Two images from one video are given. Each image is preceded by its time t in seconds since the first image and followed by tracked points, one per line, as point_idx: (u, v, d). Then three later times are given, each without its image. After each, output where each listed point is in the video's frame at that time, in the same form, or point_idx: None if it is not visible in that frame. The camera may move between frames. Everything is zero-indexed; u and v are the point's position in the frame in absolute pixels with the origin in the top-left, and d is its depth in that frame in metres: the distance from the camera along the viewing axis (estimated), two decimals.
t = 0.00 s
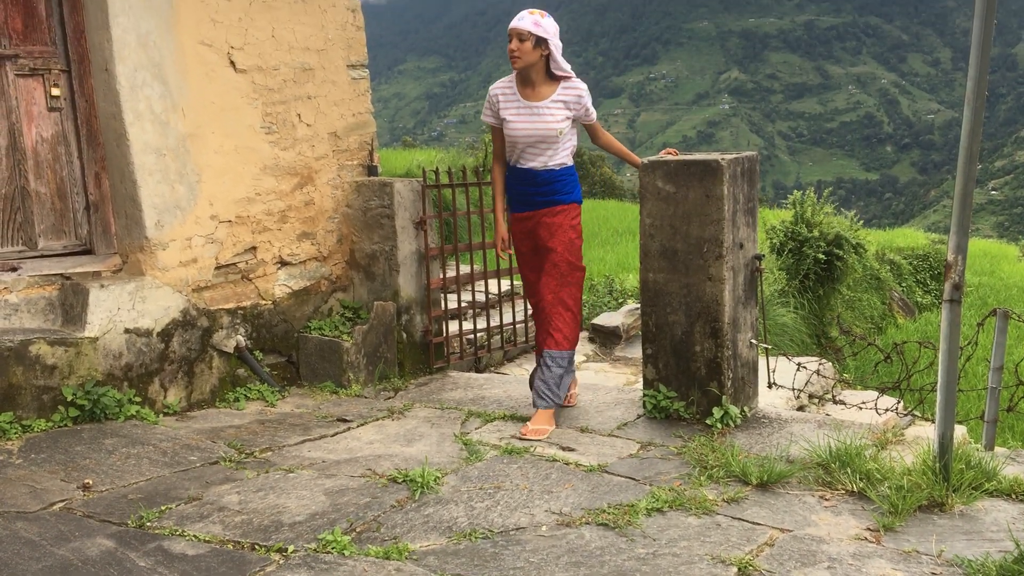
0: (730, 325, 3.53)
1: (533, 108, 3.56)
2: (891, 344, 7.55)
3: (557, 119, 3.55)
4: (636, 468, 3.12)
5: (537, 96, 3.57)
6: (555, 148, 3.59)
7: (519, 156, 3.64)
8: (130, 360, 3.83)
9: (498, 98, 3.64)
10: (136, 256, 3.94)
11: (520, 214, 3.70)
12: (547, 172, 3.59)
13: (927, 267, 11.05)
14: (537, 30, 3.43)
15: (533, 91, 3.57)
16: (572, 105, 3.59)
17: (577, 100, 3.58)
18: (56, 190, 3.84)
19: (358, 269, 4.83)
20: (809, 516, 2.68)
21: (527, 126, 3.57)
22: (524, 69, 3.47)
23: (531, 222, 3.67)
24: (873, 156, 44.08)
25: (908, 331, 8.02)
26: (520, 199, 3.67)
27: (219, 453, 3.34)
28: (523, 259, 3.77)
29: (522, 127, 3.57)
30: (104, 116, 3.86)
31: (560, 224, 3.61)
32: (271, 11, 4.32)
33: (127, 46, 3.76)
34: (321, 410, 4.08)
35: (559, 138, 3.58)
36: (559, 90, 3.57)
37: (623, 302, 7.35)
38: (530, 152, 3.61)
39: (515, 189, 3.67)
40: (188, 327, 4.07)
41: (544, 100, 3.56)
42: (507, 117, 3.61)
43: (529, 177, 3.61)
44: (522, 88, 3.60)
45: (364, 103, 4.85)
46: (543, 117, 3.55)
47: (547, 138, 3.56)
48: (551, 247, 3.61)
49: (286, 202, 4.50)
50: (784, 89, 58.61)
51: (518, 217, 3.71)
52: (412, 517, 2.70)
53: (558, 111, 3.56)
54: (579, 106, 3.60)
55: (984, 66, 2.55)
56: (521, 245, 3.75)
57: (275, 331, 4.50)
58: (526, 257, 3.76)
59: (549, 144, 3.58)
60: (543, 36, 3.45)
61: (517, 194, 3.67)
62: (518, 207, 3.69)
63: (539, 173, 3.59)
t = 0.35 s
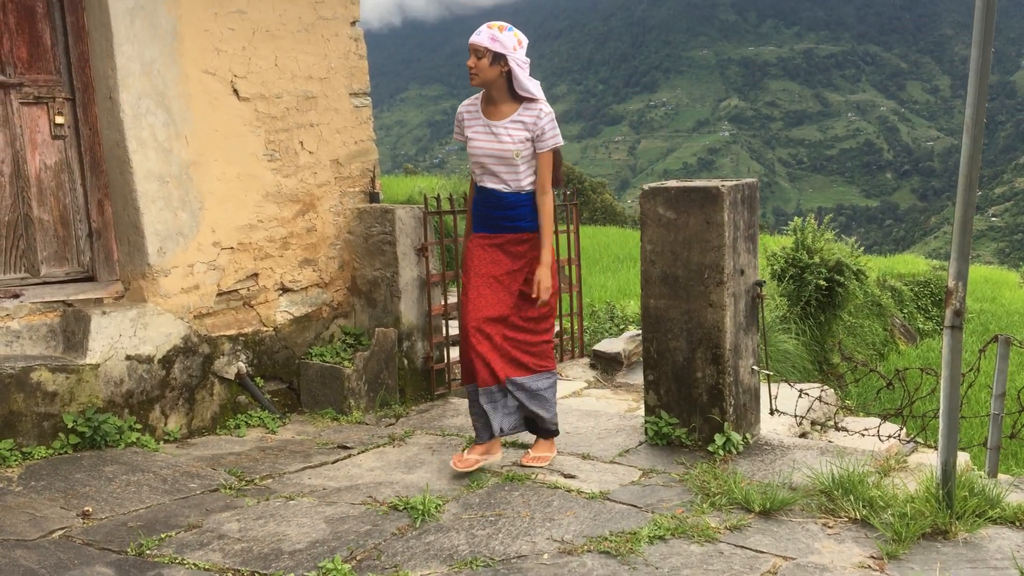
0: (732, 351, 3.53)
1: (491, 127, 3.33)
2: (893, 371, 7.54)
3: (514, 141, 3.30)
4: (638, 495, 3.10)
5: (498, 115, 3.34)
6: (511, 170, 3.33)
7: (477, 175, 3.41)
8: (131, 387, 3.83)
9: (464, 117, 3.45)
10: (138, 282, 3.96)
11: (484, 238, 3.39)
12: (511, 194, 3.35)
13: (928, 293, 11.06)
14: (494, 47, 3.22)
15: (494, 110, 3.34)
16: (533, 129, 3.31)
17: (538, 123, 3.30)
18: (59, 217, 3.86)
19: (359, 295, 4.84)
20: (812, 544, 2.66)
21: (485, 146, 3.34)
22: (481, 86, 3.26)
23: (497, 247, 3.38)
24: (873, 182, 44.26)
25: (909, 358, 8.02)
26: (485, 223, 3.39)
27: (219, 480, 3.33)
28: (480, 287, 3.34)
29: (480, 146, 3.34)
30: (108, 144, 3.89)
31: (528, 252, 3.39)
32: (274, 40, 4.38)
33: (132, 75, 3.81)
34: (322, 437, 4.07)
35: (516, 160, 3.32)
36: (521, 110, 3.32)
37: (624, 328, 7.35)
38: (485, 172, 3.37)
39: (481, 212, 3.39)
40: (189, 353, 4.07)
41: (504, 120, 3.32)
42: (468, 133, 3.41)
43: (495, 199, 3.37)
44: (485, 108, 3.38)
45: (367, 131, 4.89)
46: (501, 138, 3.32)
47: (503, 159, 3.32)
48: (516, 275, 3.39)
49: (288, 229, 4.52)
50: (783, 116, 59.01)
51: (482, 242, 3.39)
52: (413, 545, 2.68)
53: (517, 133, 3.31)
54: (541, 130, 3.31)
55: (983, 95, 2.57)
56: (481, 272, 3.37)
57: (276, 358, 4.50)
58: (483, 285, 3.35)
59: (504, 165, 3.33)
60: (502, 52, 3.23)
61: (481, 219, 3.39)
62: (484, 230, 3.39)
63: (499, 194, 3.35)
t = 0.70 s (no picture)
0: (733, 375, 3.53)
1: (426, 152, 3.04)
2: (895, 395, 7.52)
3: (446, 160, 3.01)
4: (640, 521, 3.09)
5: (430, 136, 3.05)
6: (449, 192, 3.03)
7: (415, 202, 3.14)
8: (131, 412, 3.83)
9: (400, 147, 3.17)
10: (139, 307, 3.97)
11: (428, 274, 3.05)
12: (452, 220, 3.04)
13: (930, 318, 11.06)
14: (428, 65, 2.95)
15: (428, 132, 3.05)
16: (464, 143, 3.01)
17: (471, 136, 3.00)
18: (61, 242, 3.88)
19: (360, 320, 4.85)
20: (815, 570, 2.64)
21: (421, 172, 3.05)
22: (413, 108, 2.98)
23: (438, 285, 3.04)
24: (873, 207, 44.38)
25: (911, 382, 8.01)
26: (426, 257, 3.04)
27: (219, 505, 3.32)
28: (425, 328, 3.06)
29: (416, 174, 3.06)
30: (111, 169, 3.92)
31: (476, 290, 3.03)
32: (277, 66, 4.42)
33: (135, 101, 3.85)
34: (323, 462, 4.06)
35: (452, 181, 3.02)
36: (452, 127, 3.03)
37: (625, 352, 7.35)
38: (423, 199, 3.08)
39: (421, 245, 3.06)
40: (190, 378, 4.07)
41: (436, 140, 3.04)
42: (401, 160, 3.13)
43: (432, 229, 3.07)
44: (418, 133, 3.09)
45: (369, 156, 4.92)
46: (436, 160, 3.02)
47: (441, 183, 3.02)
48: (462, 315, 3.03)
49: (289, 253, 4.53)
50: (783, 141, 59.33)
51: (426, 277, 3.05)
52: (414, 572, 2.67)
53: (449, 152, 3.01)
54: (471, 143, 2.99)
55: (982, 120, 2.58)
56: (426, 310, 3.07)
57: (277, 383, 4.50)
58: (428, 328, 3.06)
59: (441, 188, 3.03)
60: (436, 71, 2.97)
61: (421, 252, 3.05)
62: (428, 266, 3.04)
63: (439, 220, 3.06)
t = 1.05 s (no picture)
0: (735, 397, 3.52)
1: (376, 170, 2.78)
2: (897, 416, 7.51)
3: (402, 181, 2.75)
4: (641, 543, 3.08)
5: (382, 154, 2.79)
6: (403, 216, 2.76)
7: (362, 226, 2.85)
8: (131, 434, 3.82)
9: (341, 165, 2.87)
10: (140, 328, 3.98)
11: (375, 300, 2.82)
12: (400, 244, 2.75)
13: (931, 339, 11.07)
14: (385, 78, 2.73)
15: (378, 148, 2.79)
16: (423, 163, 2.78)
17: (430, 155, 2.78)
18: (63, 264, 3.89)
19: (361, 341, 4.85)
20: None
21: (370, 192, 2.78)
22: (368, 124, 2.72)
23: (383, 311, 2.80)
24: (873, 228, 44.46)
25: (913, 403, 7.99)
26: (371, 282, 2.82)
27: (219, 528, 3.31)
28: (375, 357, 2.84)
29: (366, 193, 2.78)
30: (113, 191, 3.95)
31: (412, 312, 2.73)
32: (279, 89, 4.45)
33: (138, 123, 3.88)
34: (323, 484, 4.05)
35: (407, 204, 2.76)
36: (408, 145, 2.79)
37: (626, 373, 7.34)
38: (372, 222, 2.80)
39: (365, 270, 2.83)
40: (190, 400, 4.07)
41: (389, 158, 2.78)
42: (347, 181, 2.84)
43: (375, 254, 2.78)
44: (366, 150, 2.82)
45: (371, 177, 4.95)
46: (388, 179, 2.76)
47: (395, 204, 2.76)
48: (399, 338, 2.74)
49: (291, 274, 4.55)
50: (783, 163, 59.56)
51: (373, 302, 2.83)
52: None
53: (406, 172, 2.76)
54: (431, 163, 2.77)
55: (980, 143, 2.60)
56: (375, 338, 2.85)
57: (277, 404, 4.50)
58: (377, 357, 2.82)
59: (395, 210, 2.76)
60: (392, 85, 2.75)
61: (368, 278, 2.83)
62: (374, 291, 2.81)
63: (386, 244, 2.76)
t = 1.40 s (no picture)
0: (736, 408, 3.53)
1: (337, 166, 2.54)
2: (898, 428, 7.50)
3: (365, 183, 2.53)
4: (642, 555, 3.07)
5: (346, 149, 2.56)
6: (357, 220, 2.53)
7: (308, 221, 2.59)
8: (132, 445, 3.82)
9: (299, 151, 2.62)
10: (141, 339, 4.00)
11: (322, 311, 2.57)
12: (351, 250, 2.52)
13: (932, 350, 11.06)
14: (363, 68, 2.53)
15: (343, 142, 2.56)
16: (390, 170, 2.55)
17: (398, 161, 2.55)
18: (64, 275, 3.89)
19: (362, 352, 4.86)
20: None
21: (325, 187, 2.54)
22: (340, 115, 2.50)
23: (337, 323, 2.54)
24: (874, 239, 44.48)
25: (914, 415, 7.99)
26: (320, 293, 2.58)
27: (219, 539, 3.30)
28: (316, 375, 2.51)
29: (321, 187, 2.54)
30: (115, 203, 3.96)
31: (377, 330, 2.51)
32: (281, 101, 4.48)
33: (140, 135, 3.90)
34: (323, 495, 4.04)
35: (365, 210, 2.53)
36: (378, 146, 2.56)
37: (627, 384, 7.34)
38: (320, 219, 2.55)
39: (312, 280, 2.60)
40: (191, 411, 4.06)
41: (353, 155, 2.55)
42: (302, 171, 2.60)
43: (324, 260, 2.56)
44: (330, 140, 2.58)
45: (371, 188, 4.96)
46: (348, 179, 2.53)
47: (350, 206, 2.52)
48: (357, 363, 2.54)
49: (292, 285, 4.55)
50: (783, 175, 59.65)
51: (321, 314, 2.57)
52: None
53: (369, 175, 2.53)
54: (399, 172, 2.56)
55: (980, 155, 2.61)
56: (315, 352, 2.54)
57: (278, 415, 4.49)
58: (323, 377, 2.52)
59: (350, 212, 2.52)
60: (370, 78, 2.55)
61: (318, 287, 2.58)
62: (322, 302, 2.58)
63: (336, 248, 2.53)
